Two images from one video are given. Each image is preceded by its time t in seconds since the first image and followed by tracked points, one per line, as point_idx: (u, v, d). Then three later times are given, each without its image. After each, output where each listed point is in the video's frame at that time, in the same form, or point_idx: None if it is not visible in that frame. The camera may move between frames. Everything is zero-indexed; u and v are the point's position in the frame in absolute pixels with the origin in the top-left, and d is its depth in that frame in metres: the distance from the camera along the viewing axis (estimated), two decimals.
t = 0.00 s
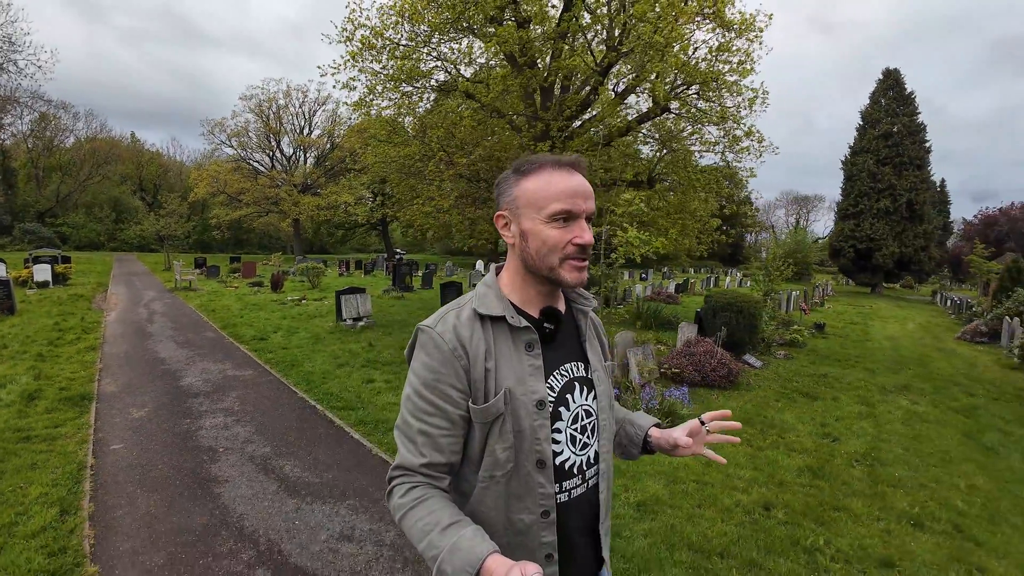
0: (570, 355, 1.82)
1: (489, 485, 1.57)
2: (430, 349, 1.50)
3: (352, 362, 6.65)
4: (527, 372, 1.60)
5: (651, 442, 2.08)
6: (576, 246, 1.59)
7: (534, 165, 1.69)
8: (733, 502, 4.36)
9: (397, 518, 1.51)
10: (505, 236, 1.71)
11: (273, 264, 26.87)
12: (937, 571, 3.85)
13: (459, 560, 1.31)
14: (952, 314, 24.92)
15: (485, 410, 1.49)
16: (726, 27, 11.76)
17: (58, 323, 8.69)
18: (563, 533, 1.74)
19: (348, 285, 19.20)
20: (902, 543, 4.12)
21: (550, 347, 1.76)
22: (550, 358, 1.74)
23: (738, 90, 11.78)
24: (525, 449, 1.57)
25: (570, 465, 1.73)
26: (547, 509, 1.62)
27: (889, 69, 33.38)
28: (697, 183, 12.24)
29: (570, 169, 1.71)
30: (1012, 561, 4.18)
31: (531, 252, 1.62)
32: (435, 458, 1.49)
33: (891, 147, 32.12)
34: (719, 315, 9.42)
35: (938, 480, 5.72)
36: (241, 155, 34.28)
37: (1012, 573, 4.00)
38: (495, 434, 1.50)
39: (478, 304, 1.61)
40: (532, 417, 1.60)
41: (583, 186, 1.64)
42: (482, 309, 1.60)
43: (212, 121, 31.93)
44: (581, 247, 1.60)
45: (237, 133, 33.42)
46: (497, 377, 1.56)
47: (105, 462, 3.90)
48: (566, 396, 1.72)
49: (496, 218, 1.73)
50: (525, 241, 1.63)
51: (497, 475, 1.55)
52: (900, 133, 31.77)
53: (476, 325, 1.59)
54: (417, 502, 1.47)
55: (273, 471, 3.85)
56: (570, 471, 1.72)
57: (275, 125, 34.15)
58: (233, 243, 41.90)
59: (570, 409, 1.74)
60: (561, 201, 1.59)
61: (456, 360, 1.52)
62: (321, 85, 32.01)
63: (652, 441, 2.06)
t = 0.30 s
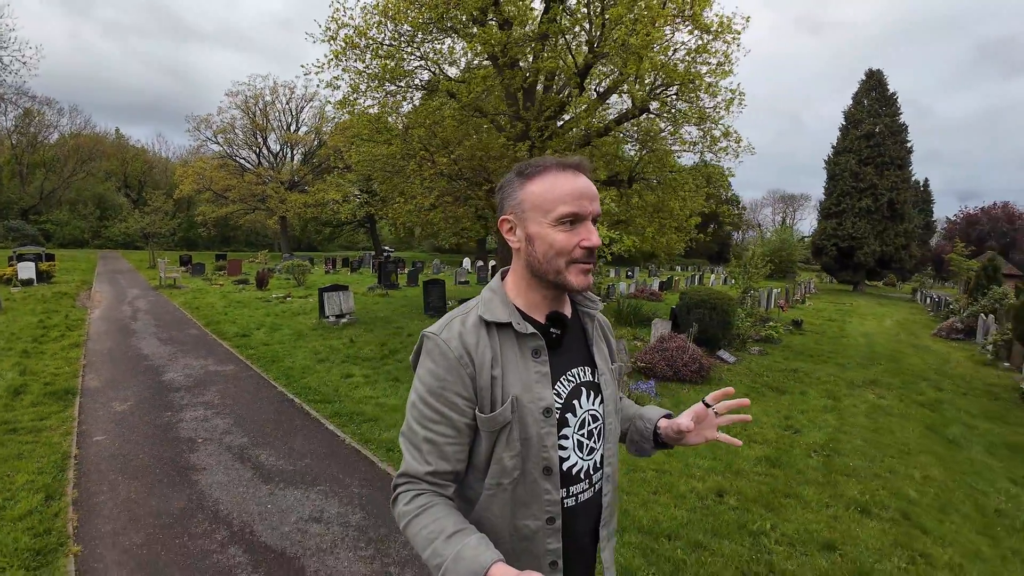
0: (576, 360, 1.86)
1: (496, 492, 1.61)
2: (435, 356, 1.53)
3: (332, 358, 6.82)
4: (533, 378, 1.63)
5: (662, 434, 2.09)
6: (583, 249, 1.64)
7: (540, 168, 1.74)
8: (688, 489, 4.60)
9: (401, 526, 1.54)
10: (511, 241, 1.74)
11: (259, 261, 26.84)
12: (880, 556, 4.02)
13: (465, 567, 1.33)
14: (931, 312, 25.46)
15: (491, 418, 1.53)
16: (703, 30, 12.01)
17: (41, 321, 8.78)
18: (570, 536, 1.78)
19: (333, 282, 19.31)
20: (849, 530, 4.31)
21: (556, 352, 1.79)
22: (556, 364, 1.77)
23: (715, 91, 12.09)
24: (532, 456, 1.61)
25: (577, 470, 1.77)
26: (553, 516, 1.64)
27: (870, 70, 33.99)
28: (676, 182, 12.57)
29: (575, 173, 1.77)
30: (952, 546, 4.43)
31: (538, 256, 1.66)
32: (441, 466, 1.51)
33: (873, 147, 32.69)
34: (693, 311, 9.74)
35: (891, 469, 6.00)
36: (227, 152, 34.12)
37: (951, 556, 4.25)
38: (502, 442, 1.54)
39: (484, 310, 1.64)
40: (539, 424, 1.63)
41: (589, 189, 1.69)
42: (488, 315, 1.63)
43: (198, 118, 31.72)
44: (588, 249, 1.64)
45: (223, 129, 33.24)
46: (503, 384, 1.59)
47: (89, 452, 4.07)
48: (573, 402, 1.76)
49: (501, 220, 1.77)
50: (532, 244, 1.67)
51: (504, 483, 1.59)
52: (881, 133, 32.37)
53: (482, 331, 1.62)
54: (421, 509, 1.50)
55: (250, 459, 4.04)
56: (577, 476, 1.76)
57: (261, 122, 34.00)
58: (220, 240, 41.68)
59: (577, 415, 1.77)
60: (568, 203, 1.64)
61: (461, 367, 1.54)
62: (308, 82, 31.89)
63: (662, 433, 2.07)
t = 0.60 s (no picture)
0: (571, 361, 1.88)
1: (493, 498, 1.63)
2: (428, 365, 1.54)
3: (313, 351, 7.06)
4: (528, 383, 1.65)
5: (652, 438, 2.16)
6: (568, 251, 1.64)
7: (524, 167, 1.73)
8: (642, 469, 4.94)
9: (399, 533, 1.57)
10: (498, 243, 1.76)
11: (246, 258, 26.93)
12: (817, 530, 4.32)
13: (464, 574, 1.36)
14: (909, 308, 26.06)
15: (487, 425, 1.54)
16: (679, 31, 12.33)
17: (28, 316, 8.94)
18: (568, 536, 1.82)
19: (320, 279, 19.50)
20: (791, 507, 4.62)
21: (551, 354, 1.82)
22: (552, 366, 1.80)
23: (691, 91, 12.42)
24: (529, 461, 1.63)
25: (575, 472, 1.81)
26: (552, 518, 1.69)
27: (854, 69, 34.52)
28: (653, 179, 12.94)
29: (560, 171, 1.76)
30: (890, 524, 4.73)
31: (524, 259, 1.67)
32: (436, 474, 1.54)
33: (855, 146, 33.31)
34: (666, 305, 10.14)
35: (843, 454, 6.36)
36: (214, 148, 34.03)
37: (887, 534, 4.53)
38: (498, 447, 1.56)
39: (477, 314, 1.65)
40: (535, 428, 1.65)
41: (574, 189, 1.68)
42: (481, 320, 1.65)
43: (184, 114, 31.63)
44: (573, 251, 1.64)
45: (210, 125, 33.13)
46: (498, 389, 1.61)
47: (76, 437, 4.30)
48: (569, 404, 1.79)
49: (488, 223, 1.78)
50: (518, 247, 1.68)
51: (502, 488, 1.62)
52: (863, 132, 33.01)
53: (476, 336, 1.63)
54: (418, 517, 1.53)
55: (229, 442, 4.30)
56: (575, 478, 1.80)
57: (248, 118, 33.93)
58: (207, 237, 41.56)
59: (573, 417, 1.81)
60: (550, 205, 1.64)
61: (455, 374, 1.56)
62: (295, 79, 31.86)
63: (652, 438, 2.14)
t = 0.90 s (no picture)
0: (550, 351, 1.93)
1: (473, 483, 1.67)
2: (411, 350, 1.58)
3: (294, 346, 7.31)
4: (509, 369, 1.69)
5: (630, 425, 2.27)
6: (555, 245, 1.69)
7: (513, 161, 1.76)
8: (601, 455, 5.26)
9: (382, 521, 1.59)
10: (485, 233, 1.79)
11: (233, 256, 27.02)
12: (760, 511, 4.63)
13: (448, 557, 1.40)
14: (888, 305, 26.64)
15: (469, 409, 1.59)
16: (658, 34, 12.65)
17: (15, 313, 9.12)
18: (547, 523, 1.87)
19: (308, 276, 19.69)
20: (738, 490, 4.95)
21: (531, 342, 1.87)
22: (531, 353, 1.86)
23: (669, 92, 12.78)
24: (508, 446, 1.67)
25: (553, 458, 1.85)
26: (530, 507, 1.73)
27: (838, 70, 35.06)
28: (633, 178, 13.27)
29: (547, 166, 1.80)
30: (833, 507, 5.04)
31: (510, 250, 1.71)
32: (419, 459, 1.58)
33: (838, 146, 33.94)
34: (641, 301, 10.53)
35: (799, 442, 6.70)
36: (201, 145, 33.98)
37: (829, 515, 4.82)
38: (479, 431, 1.60)
39: (459, 302, 1.70)
40: (515, 413, 1.70)
41: (562, 184, 1.73)
42: (463, 307, 1.69)
43: (171, 111, 31.56)
44: (559, 245, 1.69)
45: (197, 123, 33.05)
46: (480, 375, 1.65)
47: (64, 425, 4.54)
48: (548, 391, 1.85)
49: (475, 213, 1.81)
50: (504, 238, 1.72)
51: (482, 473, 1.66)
52: (846, 132, 33.62)
53: (458, 323, 1.67)
54: (402, 503, 1.55)
55: (208, 429, 4.56)
56: (554, 464, 1.85)
57: (236, 116, 33.88)
58: (195, 234, 41.48)
59: (552, 404, 1.85)
60: (538, 198, 1.68)
61: (438, 359, 1.60)
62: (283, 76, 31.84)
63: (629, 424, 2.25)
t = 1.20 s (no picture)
0: (558, 358, 1.89)
1: (477, 491, 1.64)
2: (416, 355, 1.57)
3: (274, 342, 7.51)
4: (514, 376, 1.67)
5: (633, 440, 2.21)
6: (536, 247, 1.65)
7: (508, 165, 1.78)
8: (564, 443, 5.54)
9: (387, 526, 1.57)
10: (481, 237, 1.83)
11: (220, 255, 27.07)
12: (710, 495, 4.91)
13: (452, 565, 1.38)
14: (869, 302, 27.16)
15: (471, 415, 1.56)
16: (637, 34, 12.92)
17: None
18: (553, 531, 1.83)
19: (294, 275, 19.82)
20: (692, 476, 5.23)
21: (537, 349, 1.84)
22: (537, 360, 1.83)
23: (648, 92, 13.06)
24: (514, 454, 1.64)
25: (560, 466, 1.81)
26: (537, 513, 1.70)
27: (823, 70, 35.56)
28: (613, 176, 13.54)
29: (541, 169, 1.77)
30: (783, 493, 5.30)
31: (496, 253, 1.72)
32: (424, 465, 1.55)
33: (822, 146, 34.50)
34: (617, 297, 10.85)
35: (760, 433, 7.01)
36: (188, 144, 33.90)
37: (777, 499, 5.09)
38: (484, 438, 1.57)
39: (464, 308, 1.68)
40: (521, 421, 1.67)
41: (550, 186, 1.69)
42: (468, 313, 1.67)
43: (157, 109, 31.49)
44: (541, 247, 1.65)
45: (184, 121, 32.95)
46: (484, 381, 1.63)
47: (45, 417, 4.73)
48: (555, 398, 1.81)
49: (478, 216, 1.86)
50: (491, 241, 1.74)
51: (486, 481, 1.63)
52: (830, 132, 34.15)
53: (463, 328, 1.65)
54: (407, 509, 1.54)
55: (184, 420, 4.76)
56: (560, 473, 1.81)
57: (224, 114, 33.82)
58: (182, 233, 41.36)
59: (559, 412, 1.82)
60: (518, 200, 1.67)
61: (442, 365, 1.58)
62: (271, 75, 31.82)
63: (635, 439, 2.20)
